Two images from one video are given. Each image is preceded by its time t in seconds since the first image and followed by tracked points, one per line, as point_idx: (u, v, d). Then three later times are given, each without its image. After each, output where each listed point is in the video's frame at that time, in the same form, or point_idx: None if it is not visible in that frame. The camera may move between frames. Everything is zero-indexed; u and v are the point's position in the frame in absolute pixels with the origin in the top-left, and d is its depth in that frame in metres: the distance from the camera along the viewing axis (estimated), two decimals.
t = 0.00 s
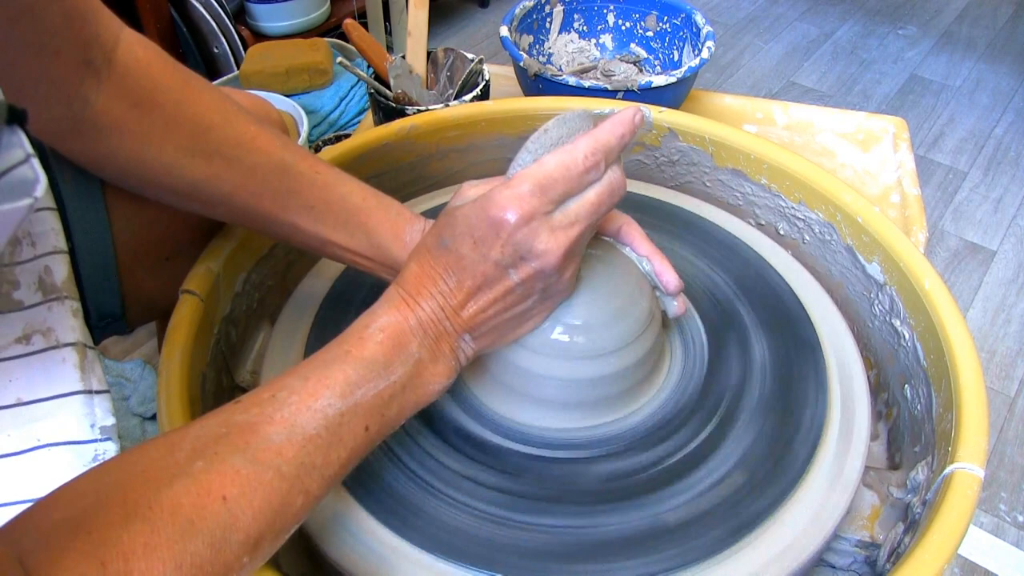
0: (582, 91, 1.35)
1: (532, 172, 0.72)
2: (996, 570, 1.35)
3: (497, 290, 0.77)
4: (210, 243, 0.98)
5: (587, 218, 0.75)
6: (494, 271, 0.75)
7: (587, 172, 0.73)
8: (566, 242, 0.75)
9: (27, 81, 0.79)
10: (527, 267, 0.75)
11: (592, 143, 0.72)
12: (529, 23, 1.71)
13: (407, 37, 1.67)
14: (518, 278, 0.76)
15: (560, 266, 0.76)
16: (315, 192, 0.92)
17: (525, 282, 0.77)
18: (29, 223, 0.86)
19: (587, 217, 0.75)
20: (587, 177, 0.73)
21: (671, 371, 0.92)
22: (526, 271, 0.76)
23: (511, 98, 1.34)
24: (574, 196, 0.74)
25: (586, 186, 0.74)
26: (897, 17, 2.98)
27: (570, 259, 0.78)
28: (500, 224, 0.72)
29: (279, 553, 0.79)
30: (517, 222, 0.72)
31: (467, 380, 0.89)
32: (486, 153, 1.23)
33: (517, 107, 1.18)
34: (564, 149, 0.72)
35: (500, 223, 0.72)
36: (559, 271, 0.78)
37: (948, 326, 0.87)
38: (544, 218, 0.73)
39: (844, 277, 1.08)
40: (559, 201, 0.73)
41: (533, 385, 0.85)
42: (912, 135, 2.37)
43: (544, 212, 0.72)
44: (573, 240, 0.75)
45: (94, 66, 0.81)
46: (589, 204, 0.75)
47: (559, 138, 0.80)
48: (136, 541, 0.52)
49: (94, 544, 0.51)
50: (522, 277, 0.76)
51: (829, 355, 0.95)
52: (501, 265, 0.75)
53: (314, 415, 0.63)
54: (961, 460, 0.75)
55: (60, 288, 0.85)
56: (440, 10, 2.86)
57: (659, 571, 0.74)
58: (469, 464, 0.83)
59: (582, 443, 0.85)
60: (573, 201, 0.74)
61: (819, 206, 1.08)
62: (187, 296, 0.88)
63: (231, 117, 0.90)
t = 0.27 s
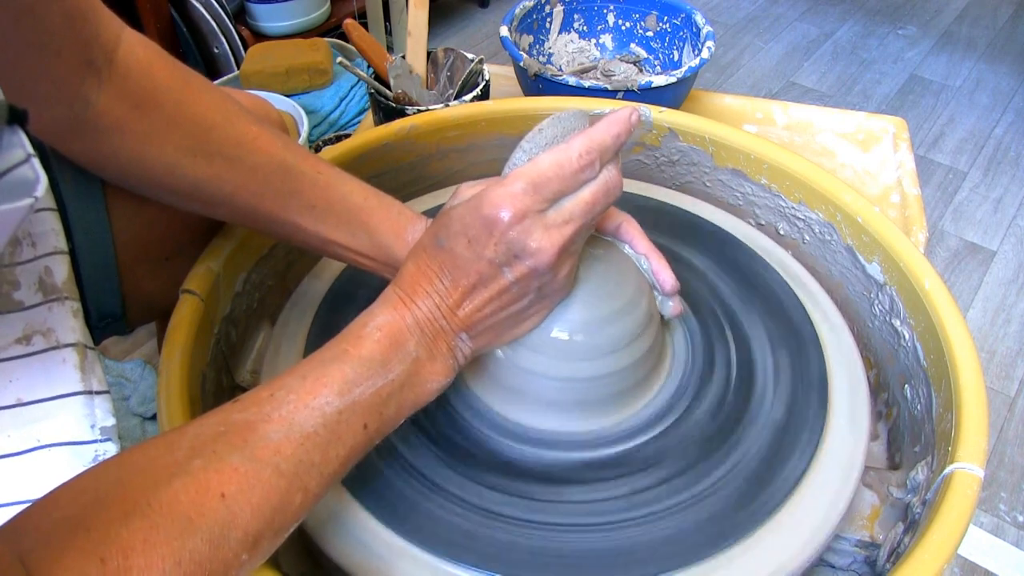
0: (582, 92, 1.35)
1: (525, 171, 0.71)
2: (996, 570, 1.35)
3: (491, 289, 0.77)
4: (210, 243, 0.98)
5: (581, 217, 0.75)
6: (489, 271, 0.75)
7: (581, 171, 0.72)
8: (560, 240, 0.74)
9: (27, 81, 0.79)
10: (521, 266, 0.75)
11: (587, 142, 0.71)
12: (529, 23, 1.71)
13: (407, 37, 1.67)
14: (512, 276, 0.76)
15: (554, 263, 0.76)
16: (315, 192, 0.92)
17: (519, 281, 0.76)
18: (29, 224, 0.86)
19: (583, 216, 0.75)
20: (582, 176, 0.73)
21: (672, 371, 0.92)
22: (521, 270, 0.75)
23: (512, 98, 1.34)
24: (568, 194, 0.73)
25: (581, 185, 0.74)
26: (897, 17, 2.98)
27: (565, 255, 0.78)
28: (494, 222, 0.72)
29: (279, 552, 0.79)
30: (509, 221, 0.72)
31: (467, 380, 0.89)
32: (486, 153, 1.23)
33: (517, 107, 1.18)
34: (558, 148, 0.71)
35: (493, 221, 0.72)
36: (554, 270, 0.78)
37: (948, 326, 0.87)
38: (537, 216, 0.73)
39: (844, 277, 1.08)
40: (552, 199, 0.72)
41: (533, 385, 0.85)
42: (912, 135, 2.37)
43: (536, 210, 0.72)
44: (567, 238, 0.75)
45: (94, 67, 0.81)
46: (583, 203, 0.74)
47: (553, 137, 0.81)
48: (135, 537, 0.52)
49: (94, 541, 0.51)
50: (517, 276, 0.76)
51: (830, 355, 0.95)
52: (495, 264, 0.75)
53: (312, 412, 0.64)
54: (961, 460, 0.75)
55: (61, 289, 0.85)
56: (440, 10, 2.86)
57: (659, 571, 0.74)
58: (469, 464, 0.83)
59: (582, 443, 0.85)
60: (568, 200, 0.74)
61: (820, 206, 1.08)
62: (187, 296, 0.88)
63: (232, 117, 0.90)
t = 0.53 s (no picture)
0: (582, 91, 1.35)
1: (525, 168, 0.72)
2: (996, 570, 1.35)
3: (490, 286, 0.77)
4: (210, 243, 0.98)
5: (580, 215, 0.75)
6: (487, 266, 0.75)
7: (581, 169, 0.73)
8: (559, 238, 0.74)
9: (27, 81, 0.79)
10: (520, 262, 0.75)
11: (587, 140, 0.72)
12: (529, 23, 1.71)
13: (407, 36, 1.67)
14: (511, 272, 0.76)
15: (553, 260, 0.75)
16: (316, 192, 0.92)
17: (518, 277, 0.76)
18: (29, 224, 0.86)
19: (582, 214, 0.75)
20: (581, 174, 0.73)
21: (673, 372, 0.92)
22: (519, 266, 0.75)
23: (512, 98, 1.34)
24: (567, 192, 0.73)
25: (581, 183, 0.74)
26: (897, 17, 2.98)
27: (564, 253, 0.78)
28: (493, 218, 0.72)
29: (279, 552, 0.79)
30: (509, 216, 0.72)
31: (467, 380, 0.89)
32: (486, 153, 1.23)
33: (517, 107, 1.18)
34: (558, 147, 0.72)
35: (492, 217, 0.72)
36: (552, 267, 0.77)
37: (948, 326, 0.87)
38: (537, 213, 0.73)
39: (844, 277, 1.08)
40: (552, 196, 0.73)
41: (533, 385, 0.85)
42: (912, 135, 2.37)
43: (536, 207, 0.72)
44: (566, 236, 0.75)
45: (95, 67, 0.81)
46: (583, 201, 0.74)
47: (553, 136, 0.81)
48: (135, 536, 0.53)
49: (94, 540, 0.51)
50: (516, 272, 0.76)
51: (830, 355, 0.95)
52: (494, 260, 0.75)
53: (310, 410, 0.64)
54: (961, 460, 0.75)
55: (61, 289, 0.85)
56: (440, 10, 2.86)
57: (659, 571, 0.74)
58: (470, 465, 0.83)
59: (583, 443, 0.85)
60: (567, 198, 0.74)
61: (820, 206, 1.08)
62: (187, 296, 0.88)
63: (233, 117, 0.90)
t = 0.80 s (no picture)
0: (582, 92, 1.35)
1: (527, 167, 0.72)
2: (996, 570, 1.35)
3: (490, 285, 0.77)
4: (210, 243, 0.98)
5: (581, 216, 0.75)
6: (487, 266, 0.75)
7: (583, 170, 0.73)
8: (560, 238, 0.74)
9: (26, 82, 0.79)
10: (520, 262, 0.75)
11: (590, 142, 0.72)
12: (529, 23, 1.71)
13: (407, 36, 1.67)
14: (511, 272, 0.76)
15: (553, 260, 0.76)
16: (315, 192, 0.92)
17: (518, 277, 0.76)
18: (29, 224, 0.87)
19: (583, 215, 0.75)
20: (584, 175, 0.73)
21: (672, 372, 0.92)
22: (520, 266, 0.75)
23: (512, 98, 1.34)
24: (569, 193, 0.74)
25: (583, 183, 0.74)
26: (897, 17, 2.98)
27: (564, 253, 0.78)
28: (494, 217, 0.72)
29: (279, 552, 0.79)
30: (510, 216, 0.72)
31: (467, 379, 0.89)
32: (486, 153, 1.23)
33: (517, 107, 1.18)
34: (561, 147, 0.72)
35: (494, 215, 0.72)
36: (553, 268, 0.77)
37: (949, 326, 0.87)
38: (538, 213, 0.73)
39: (844, 277, 1.08)
40: (554, 197, 0.73)
41: (533, 384, 0.85)
42: (912, 135, 2.37)
43: (538, 207, 0.72)
44: (567, 236, 0.75)
45: (94, 67, 0.81)
46: (585, 202, 0.75)
47: (556, 137, 0.81)
48: (135, 536, 0.53)
49: (93, 540, 0.51)
50: (516, 272, 0.76)
51: (829, 354, 0.95)
52: (495, 259, 0.75)
53: (310, 409, 0.64)
54: (961, 460, 0.75)
55: (61, 289, 0.85)
56: (440, 10, 2.86)
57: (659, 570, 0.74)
58: (469, 465, 0.83)
59: (582, 442, 0.85)
60: (569, 198, 0.74)
61: (819, 206, 1.08)
62: (187, 296, 0.88)
63: (232, 117, 0.90)
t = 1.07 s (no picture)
0: (582, 91, 1.35)
1: (531, 169, 0.71)
2: (996, 570, 1.35)
3: (490, 286, 0.76)
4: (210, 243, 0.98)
5: (584, 218, 0.75)
6: (488, 267, 0.75)
7: (588, 173, 0.72)
8: (561, 240, 0.74)
9: (25, 81, 0.79)
10: (521, 263, 0.75)
11: (594, 144, 0.71)
12: (529, 23, 1.71)
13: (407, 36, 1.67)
14: (511, 274, 0.76)
15: (554, 263, 0.76)
16: (314, 192, 0.92)
17: (518, 279, 0.76)
18: (28, 223, 0.86)
19: (586, 218, 0.75)
20: (588, 178, 0.73)
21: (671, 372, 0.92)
22: (520, 268, 0.75)
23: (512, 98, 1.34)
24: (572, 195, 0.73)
25: (586, 186, 0.73)
26: (897, 17, 2.98)
27: (565, 256, 0.78)
28: (495, 218, 0.72)
29: (279, 552, 0.79)
30: (513, 217, 0.71)
31: (467, 379, 0.89)
32: (486, 153, 1.23)
33: (518, 107, 1.18)
34: (565, 149, 0.71)
35: (496, 217, 0.72)
36: (553, 269, 0.77)
37: (949, 326, 0.87)
38: (540, 215, 0.72)
39: (844, 277, 1.08)
40: (557, 199, 0.72)
41: (532, 385, 0.85)
42: (912, 135, 2.37)
43: (540, 209, 0.72)
44: (568, 239, 0.75)
45: (92, 66, 0.81)
46: (588, 205, 0.74)
47: (563, 138, 0.81)
48: (134, 535, 0.53)
49: (92, 539, 0.51)
50: (516, 274, 0.76)
51: (829, 354, 0.95)
52: (495, 260, 0.75)
53: (308, 407, 0.64)
54: (960, 460, 0.75)
55: (60, 288, 0.85)
56: (439, 10, 2.86)
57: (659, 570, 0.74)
58: (468, 465, 0.83)
59: (582, 443, 0.85)
60: (572, 201, 0.73)
61: (819, 206, 1.08)
62: (187, 296, 0.88)
63: (230, 117, 0.90)
